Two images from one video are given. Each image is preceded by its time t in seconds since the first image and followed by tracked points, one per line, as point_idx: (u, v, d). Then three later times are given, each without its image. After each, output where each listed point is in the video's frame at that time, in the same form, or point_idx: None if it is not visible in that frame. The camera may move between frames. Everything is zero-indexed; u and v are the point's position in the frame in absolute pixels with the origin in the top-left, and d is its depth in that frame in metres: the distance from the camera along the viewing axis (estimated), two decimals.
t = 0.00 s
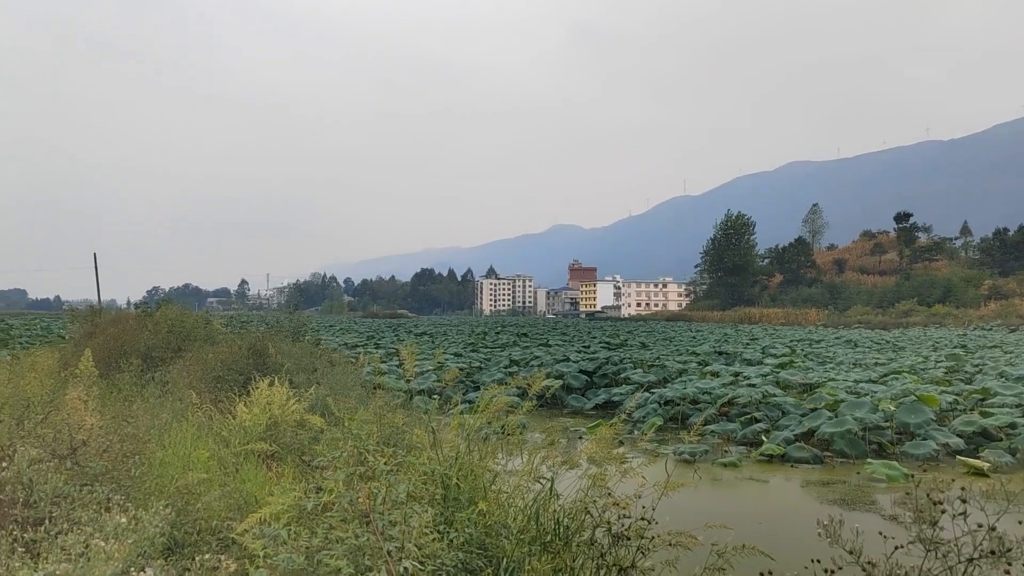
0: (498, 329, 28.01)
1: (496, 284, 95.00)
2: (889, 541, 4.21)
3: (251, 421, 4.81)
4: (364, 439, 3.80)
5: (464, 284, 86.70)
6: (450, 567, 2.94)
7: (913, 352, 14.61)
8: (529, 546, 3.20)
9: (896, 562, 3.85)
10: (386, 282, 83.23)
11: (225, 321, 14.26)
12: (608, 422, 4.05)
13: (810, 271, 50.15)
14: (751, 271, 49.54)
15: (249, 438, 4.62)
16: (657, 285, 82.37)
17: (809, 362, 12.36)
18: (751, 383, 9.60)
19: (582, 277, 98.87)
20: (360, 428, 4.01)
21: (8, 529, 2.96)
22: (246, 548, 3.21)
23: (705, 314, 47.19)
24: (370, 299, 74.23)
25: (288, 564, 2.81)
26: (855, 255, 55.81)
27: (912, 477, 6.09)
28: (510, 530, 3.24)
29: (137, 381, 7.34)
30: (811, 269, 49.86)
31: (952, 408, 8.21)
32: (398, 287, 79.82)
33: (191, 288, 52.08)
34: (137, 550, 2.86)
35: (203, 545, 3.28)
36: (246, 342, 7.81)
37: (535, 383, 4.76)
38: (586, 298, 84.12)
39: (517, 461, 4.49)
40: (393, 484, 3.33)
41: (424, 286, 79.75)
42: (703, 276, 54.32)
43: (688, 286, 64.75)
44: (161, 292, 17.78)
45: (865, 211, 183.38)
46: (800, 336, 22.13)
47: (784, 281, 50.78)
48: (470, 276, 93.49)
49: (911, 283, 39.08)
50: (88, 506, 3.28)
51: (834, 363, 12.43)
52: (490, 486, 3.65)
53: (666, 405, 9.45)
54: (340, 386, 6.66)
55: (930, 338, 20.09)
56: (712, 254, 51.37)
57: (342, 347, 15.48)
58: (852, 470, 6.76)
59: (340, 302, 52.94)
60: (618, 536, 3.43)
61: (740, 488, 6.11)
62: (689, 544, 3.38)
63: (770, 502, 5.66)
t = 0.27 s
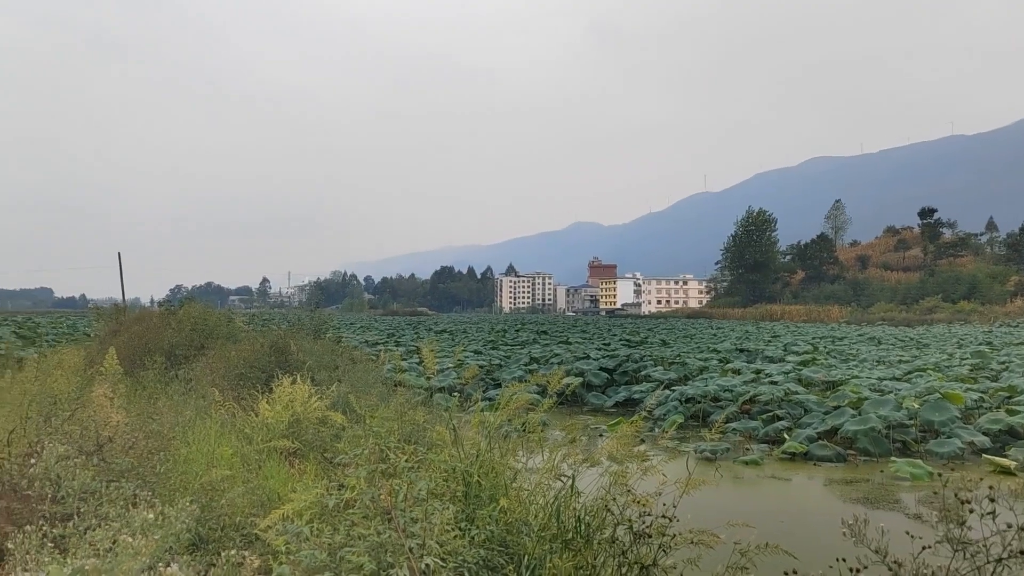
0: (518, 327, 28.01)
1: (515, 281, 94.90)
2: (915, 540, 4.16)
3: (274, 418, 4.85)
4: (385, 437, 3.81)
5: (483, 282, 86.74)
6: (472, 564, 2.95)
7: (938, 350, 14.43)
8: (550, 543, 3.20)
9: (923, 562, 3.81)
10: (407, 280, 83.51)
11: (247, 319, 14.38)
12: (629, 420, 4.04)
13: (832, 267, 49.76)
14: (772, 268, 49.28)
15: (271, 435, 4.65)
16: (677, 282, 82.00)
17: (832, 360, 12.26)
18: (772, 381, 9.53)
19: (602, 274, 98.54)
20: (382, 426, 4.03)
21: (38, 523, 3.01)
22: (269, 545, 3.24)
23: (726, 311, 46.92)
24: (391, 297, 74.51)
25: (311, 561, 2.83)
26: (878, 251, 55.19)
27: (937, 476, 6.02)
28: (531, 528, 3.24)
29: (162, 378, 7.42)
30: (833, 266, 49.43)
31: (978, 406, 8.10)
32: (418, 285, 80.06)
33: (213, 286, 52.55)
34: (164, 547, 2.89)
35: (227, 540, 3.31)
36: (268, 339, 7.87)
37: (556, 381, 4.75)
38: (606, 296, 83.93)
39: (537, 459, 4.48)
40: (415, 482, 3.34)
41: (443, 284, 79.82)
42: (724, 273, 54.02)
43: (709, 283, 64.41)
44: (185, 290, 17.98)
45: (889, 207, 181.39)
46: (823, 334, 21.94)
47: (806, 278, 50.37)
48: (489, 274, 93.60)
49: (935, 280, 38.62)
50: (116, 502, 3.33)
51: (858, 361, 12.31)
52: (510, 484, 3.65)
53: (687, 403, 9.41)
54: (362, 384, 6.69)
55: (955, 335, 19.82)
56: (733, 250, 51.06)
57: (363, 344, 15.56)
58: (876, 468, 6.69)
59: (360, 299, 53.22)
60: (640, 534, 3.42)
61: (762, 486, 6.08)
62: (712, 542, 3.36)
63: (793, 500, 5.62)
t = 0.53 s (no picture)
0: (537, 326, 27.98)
1: (533, 280, 94.85)
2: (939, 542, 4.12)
3: (294, 417, 4.88)
4: (404, 435, 3.83)
5: (501, 281, 86.78)
6: (491, 563, 2.95)
7: (962, 349, 14.26)
8: (569, 542, 3.20)
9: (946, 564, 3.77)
10: (425, 280, 83.68)
11: (267, 318, 14.47)
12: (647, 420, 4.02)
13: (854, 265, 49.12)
14: (792, 266, 48.93)
15: (291, 433, 4.68)
16: (696, 281, 81.60)
17: (853, 359, 12.14)
18: (792, 380, 9.46)
19: (620, 273, 98.26)
20: (400, 425, 4.04)
21: (63, 521, 3.04)
22: (289, 542, 3.27)
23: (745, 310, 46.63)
24: (409, 296, 74.68)
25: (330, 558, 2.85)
26: (900, 250, 54.62)
27: (960, 477, 5.95)
28: (550, 527, 3.24)
29: (182, 378, 7.49)
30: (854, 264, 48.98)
31: (1001, 406, 8.00)
32: (436, 284, 80.25)
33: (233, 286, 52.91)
34: (186, 545, 2.92)
35: (247, 539, 3.34)
36: (287, 338, 7.91)
37: (574, 381, 4.75)
38: (624, 295, 83.67)
39: (556, 458, 4.48)
40: (433, 481, 3.36)
41: (461, 283, 79.95)
42: (743, 272, 53.69)
43: (729, 282, 64.01)
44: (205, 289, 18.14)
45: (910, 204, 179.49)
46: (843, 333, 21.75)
47: (826, 277, 49.95)
48: (507, 273, 93.58)
49: (958, 278, 38.17)
50: (138, 500, 3.36)
51: (879, 360, 12.20)
52: (529, 483, 3.65)
53: (706, 402, 9.36)
54: (381, 383, 6.71)
55: (978, 335, 19.58)
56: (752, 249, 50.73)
57: (381, 343, 15.61)
58: (898, 469, 6.63)
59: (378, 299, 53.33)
60: (659, 534, 3.41)
61: (782, 486, 6.04)
62: (731, 543, 3.34)
63: (813, 501, 5.58)
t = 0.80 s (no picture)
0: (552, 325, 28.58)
1: (550, 280, 94.80)
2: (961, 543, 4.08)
3: (311, 416, 4.90)
4: (421, 435, 3.84)
5: (517, 280, 86.81)
6: (508, 563, 2.95)
7: (983, 350, 14.10)
8: (586, 542, 3.20)
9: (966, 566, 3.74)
10: (441, 279, 83.83)
11: (285, 318, 14.55)
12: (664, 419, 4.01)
13: (873, 266, 48.87)
14: (810, 266, 48.61)
15: (309, 432, 4.71)
16: (713, 281, 81.26)
17: (872, 360, 12.04)
18: (811, 381, 9.40)
19: (637, 273, 97.99)
20: (417, 424, 4.06)
21: (85, 518, 3.08)
22: (307, 541, 3.29)
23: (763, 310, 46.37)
24: (425, 296, 74.84)
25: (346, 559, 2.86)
26: (920, 249, 54.10)
27: (981, 478, 5.89)
28: (567, 527, 3.23)
29: (201, 377, 7.56)
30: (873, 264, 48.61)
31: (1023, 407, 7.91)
32: (452, 284, 80.42)
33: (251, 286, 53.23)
34: (205, 542, 2.95)
35: (266, 537, 3.36)
36: (305, 338, 7.96)
37: (591, 381, 4.74)
38: (641, 295, 83.46)
39: (572, 458, 4.48)
40: (450, 480, 3.37)
41: (478, 283, 80.07)
42: (761, 272, 53.39)
43: (746, 282, 63.69)
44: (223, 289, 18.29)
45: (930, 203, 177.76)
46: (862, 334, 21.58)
47: (845, 276, 49.56)
48: (523, 273, 93.56)
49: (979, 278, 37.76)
50: (159, 498, 3.40)
51: (899, 360, 12.08)
52: (546, 483, 3.64)
53: (724, 402, 9.32)
54: (398, 383, 6.73)
55: (999, 336, 19.35)
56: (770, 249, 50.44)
57: (398, 343, 15.65)
58: (918, 470, 6.57)
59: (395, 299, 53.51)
60: (676, 535, 3.41)
61: (800, 487, 6.01)
62: (748, 543, 3.33)
63: (832, 502, 5.54)
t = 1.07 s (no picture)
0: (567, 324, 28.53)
1: (565, 280, 94.73)
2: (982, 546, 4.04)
3: (328, 416, 4.92)
4: (437, 435, 3.85)
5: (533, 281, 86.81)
6: (524, 564, 2.96)
7: (1004, 351, 13.95)
8: (602, 544, 3.19)
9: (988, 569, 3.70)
10: (457, 280, 83.91)
11: (301, 318, 14.62)
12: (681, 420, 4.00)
13: (892, 266, 48.42)
14: (828, 266, 48.25)
15: (326, 432, 4.74)
16: (730, 281, 80.83)
17: (891, 360, 11.94)
18: (829, 382, 9.33)
19: (653, 273, 97.71)
20: (433, 424, 4.06)
21: (106, 515, 3.11)
22: (324, 540, 3.31)
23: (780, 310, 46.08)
24: (441, 297, 74.93)
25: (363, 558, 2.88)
26: (939, 249, 53.61)
27: (1002, 481, 5.83)
28: (583, 528, 3.23)
29: (219, 376, 7.61)
30: (892, 264, 48.17)
31: None
32: (468, 284, 80.50)
33: (268, 287, 53.51)
34: (224, 540, 2.97)
35: (284, 535, 3.38)
36: (321, 338, 7.99)
37: (607, 381, 4.74)
38: (657, 295, 83.18)
39: (588, 458, 4.47)
40: (466, 480, 3.37)
41: (494, 283, 80.14)
42: (779, 272, 53.05)
43: (763, 282, 63.30)
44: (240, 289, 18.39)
45: (950, 203, 175.93)
46: (881, 334, 21.37)
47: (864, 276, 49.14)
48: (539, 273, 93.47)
49: (1001, 279, 37.34)
50: (179, 496, 3.43)
51: (919, 361, 11.97)
52: (562, 484, 3.64)
53: (741, 404, 9.27)
54: (414, 382, 6.75)
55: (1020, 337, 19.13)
56: (788, 249, 50.11)
57: (414, 343, 15.69)
58: (937, 472, 6.51)
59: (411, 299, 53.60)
60: (693, 536, 3.40)
61: (818, 489, 5.96)
62: (765, 545, 3.31)
63: (851, 504, 5.50)
